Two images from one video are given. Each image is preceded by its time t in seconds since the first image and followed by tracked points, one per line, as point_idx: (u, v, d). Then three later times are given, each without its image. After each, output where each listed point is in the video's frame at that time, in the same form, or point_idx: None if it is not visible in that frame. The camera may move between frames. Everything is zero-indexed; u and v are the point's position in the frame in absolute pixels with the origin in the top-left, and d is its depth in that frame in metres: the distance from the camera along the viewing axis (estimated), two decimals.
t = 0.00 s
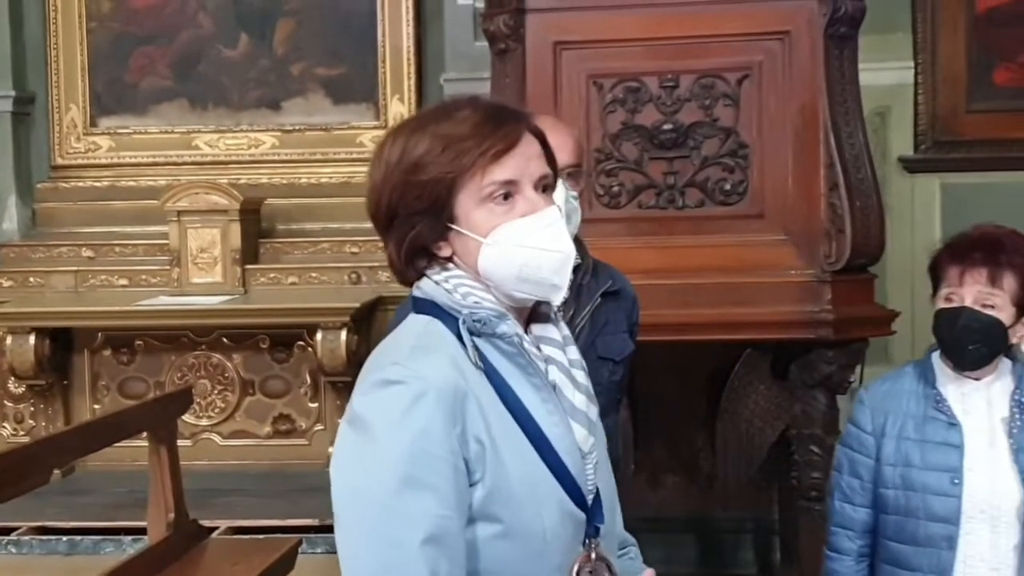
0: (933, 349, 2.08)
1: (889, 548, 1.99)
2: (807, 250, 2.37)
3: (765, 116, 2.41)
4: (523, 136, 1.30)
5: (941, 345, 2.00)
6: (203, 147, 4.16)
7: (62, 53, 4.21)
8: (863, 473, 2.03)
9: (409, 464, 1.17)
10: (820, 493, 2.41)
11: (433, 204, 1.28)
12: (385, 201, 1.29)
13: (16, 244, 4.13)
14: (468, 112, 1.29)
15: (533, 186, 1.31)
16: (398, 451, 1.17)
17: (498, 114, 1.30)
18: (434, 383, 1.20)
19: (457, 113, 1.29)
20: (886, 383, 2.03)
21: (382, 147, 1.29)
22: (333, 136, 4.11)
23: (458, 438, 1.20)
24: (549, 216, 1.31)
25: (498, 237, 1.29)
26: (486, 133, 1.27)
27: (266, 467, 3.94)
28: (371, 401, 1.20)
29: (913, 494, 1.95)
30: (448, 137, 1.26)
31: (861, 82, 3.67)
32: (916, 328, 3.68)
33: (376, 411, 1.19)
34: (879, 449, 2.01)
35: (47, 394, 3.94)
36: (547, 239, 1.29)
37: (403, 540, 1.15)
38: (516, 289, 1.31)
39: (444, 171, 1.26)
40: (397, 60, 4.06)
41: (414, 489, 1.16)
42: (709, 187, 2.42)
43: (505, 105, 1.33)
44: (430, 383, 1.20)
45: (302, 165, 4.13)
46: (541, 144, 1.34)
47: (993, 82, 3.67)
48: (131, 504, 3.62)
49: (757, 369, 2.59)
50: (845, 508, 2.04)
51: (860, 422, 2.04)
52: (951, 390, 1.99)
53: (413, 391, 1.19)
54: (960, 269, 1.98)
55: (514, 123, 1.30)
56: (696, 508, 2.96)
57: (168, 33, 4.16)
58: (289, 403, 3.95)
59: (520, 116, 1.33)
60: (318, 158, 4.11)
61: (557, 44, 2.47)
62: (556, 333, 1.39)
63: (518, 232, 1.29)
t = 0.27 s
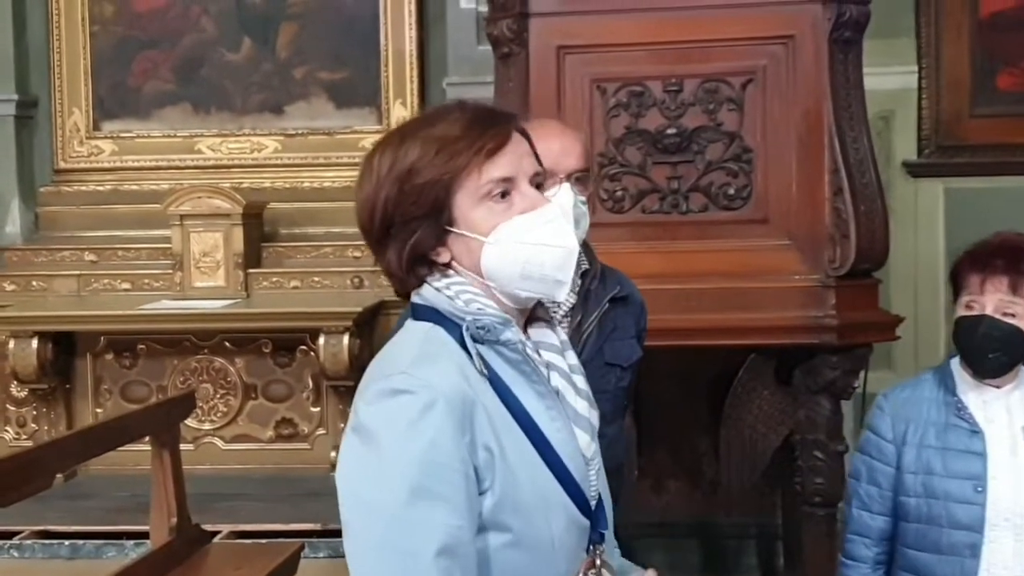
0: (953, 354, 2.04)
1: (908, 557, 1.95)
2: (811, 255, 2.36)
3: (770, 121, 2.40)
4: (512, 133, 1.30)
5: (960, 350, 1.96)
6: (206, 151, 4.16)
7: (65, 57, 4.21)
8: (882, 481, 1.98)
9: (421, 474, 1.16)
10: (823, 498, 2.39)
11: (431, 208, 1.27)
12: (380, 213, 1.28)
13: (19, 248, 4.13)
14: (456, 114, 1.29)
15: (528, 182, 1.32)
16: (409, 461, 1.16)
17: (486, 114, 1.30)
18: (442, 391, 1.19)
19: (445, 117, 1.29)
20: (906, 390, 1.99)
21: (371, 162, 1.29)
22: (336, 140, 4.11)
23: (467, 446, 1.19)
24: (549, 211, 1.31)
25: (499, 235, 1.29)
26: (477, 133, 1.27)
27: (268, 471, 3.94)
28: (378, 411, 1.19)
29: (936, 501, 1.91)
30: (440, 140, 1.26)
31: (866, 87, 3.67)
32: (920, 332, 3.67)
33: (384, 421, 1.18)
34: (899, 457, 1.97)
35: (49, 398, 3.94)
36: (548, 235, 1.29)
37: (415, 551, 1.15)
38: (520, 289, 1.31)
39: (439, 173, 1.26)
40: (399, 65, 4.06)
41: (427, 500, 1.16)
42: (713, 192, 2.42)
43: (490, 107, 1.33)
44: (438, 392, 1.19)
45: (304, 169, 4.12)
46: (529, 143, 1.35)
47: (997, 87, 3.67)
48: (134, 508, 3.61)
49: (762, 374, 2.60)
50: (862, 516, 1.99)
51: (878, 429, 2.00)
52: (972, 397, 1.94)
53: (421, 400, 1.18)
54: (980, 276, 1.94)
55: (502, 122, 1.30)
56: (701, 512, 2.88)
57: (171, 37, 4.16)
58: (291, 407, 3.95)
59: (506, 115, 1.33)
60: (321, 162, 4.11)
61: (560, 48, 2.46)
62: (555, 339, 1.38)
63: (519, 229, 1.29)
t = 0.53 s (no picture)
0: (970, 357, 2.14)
1: (922, 557, 2.05)
2: (816, 257, 2.34)
3: (775, 122, 2.38)
4: (522, 134, 1.31)
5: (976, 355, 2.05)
6: (210, 152, 4.16)
7: (69, 57, 4.21)
8: (898, 483, 2.09)
9: (424, 481, 1.15)
10: (828, 501, 2.39)
11: (439, 205, 1.27)
12: (388, 211, 1.27)
13: (23, 249, 4.13)
14: (466, 114, 1.29)
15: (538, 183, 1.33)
16: (412, 469, 1.15)
17: (496, 115, 1.30)
18: (442, 397, 1.18)
19: (454, 116, 1.29)
20: (922, 393, 2.10)
21: (380, 161, 1.28)
22: (340, 141, 4.11)
23: (468, 452, 1.19)
24: (558, 214, 1.33)
25: (509, 235, 1.29)
26: (488, 133, 1.28)
27: (271, 472, 3.93)
28: (379, 417, 1.18)
29: (950, 503, 2.01)
30: (451, 138, 1.26)
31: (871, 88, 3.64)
32: (924, 333, 3.66)
33: (384, 427, 1.18)
34: (914, 459, 2.08)
35: (53, 399, 3.94)
36: (556, 238, 1.31)
37: (418, 559, 1.14)
38: (523, 292, 1.31)
39: (448, 171, 1.26)
40: (403, 66, 4.05)
41: (430, 507, 1.15)
42: (719, 193, 2.41)
43: (498, 108, 1.34)
44: (439, 398, 1.18)
45: (308, 170, 4.12)
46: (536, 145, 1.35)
47: (1002, 88, 3.66)
48: (137, 509, 3.61)
49: (767, 375, 2.54)
50: (878, 517, 2.10)
51: (895, 431, 2.11)
52: (988, 399, 2.04)
53: (422, 407, 1.17)
54: (999, 279, 2.02)
55: (512, 123, 1.31)
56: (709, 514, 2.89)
57: (176, 38, 4.16)
58: (295, 408, 3.94)
59: (515, 117, 1.33)
60: (325, 163, 4.11)
61: (565, 49, 2.45)
62: (553, 340, 1.38)
63: (529, 230, 1.30)
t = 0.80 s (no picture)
0: (982, 357, 2.16)
1: (932, 556, 2.06)
2: (822, 256, 2.33)
3: (780, 122, 2.37)
4: (555, 143, 1.30)
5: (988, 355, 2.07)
6: (215, 151, 4.16)
7: (74, 56, 4.21)
8: (909, 481, 2.10)
9: (429, 481, 1.15)
10: (834, 500, 2.38)
11: (462, 204, 1.26)
12: (410, 201, 1.26)
13: (28, 248, 4.13)
14: (500, 114, 1.28)
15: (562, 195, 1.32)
16: (416, 467, 1.15)
17: (530, 120, 1.29)
18: (447, 395, 1.18)
19: (488, 115, 1.28)
20: (934, 391, 2.12)
21: (408, 149, 1.26)
22: (345, 140, 4.11)
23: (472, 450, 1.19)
24: (579, 230, 1.33)
25: (530, 243, 1.29)
26: (521, 137, 1.27)
27: (276, 471, 3.93)
28: (383, 415, 1.18)
29: (961, 501, 2.03)
30: (484, 138, 1.25)
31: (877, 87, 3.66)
32: (929, 333, 3.65)
33: (389, 425, 1.17)
34: (925, 457, 2.09)
35: (58, 398, 3.94)
36: (577, 253, 1.31)
37: (421, 558, 1.15)
38: (534, 297, 1.31)
39: (476, 171, 1.25)
40: (409, 66, 4.06)
41: (434, 506, 1.15)
42: (724, 193, 2.39)
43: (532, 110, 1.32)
44: (444, 397, 1.18)
45: (313, 169, 4.12)
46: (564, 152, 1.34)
47: (1008, 88, 3.66)
48: (142, 508, 3.62)
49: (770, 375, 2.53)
50: (888, 515, 2.12)
51: (906, 429, 2.12)
52: (1000, 399, 2.06)
53: (427, 405, 1.17)
54: (1013, 280, 2.03)
55: (545, 129, 1.30)
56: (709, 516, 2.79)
57: (181, 37, 4.17)
58: (300, 407, 3.95)
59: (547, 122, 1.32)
60: (330, 162, 4.11)
61: (571, 49, 2.44)
62: (557, 337, 1.37)
63: (551, 240, 1.30)
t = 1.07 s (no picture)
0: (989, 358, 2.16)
1: (938, 555, 2.06)
2: (823, 256, 2.32)
3: (782, 121, 2.36)
4: (555, 143, 1.29)
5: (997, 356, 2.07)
6: (217, 150, 4.16)
7: (76, 54, 4.21)
8: (915, 480, 2.11)
9: (430, 478, 1.15)
10: (835, 499, 2.38)
11: (460, 204, 1.26)
12: (409, 200, 1.27)
13: (30, 246, 4.13)
14: (500, 115, 1.29)
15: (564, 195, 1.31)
16: (418, 464, 1.16)
17: (530, 121, 1.29)
18: (451, 394, 1.18)
19: (489, 115, 1.29)
20: (942, 390, 2.12)
21: (409, 149, 1.28)
22: (347, 139, 4.11)
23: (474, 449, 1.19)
24: (581, 230, 1.29)
25: (527, 243, 1.27)
26: (519, 138, 1.27)
27: (278, 470, 3.94)
28: (387, 412, 1.18)
29: (968, 501, 2.03)
30: (481, 138, 1.26)
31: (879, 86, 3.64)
32: (931, 333, 3.66)
33: (392, 422, 1.18)
34: (932, 456, 2.09)
35: (60, 396, 3.94)
36: (576, 254, 1.28)
37: (422, 555, 1.15)
38: (535, 300, 1.29)
39: (474, 171, 1.25)
40: (411, 64, 4.06)
41: (434, 504, 1.15)
42: (726, 192, 2.38)
43: (535, 112, 1.33)
44: (447, 395, 1.18)
45: (316, 168, 4.12)
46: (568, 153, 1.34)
47: (1010, 87, 3.65)
48: (143, 507, 3.61)
49: (773, 376, 2.54)
50: (894, 513, 2.12)
51: (914, 428, 2.12)
52: (1008, 400, 2.06)
53: (430, 403, 1.17)
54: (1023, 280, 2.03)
55: (546, 130, 1.29)
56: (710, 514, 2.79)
57: (183, 36, 4.17)
58: (302, 406, 3.94)
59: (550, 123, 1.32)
60: (332, 161, 4.11)
61: (572, 47, 2.41)
62: (565, 337, 1.37)
63: (549, 242, 1.27)
